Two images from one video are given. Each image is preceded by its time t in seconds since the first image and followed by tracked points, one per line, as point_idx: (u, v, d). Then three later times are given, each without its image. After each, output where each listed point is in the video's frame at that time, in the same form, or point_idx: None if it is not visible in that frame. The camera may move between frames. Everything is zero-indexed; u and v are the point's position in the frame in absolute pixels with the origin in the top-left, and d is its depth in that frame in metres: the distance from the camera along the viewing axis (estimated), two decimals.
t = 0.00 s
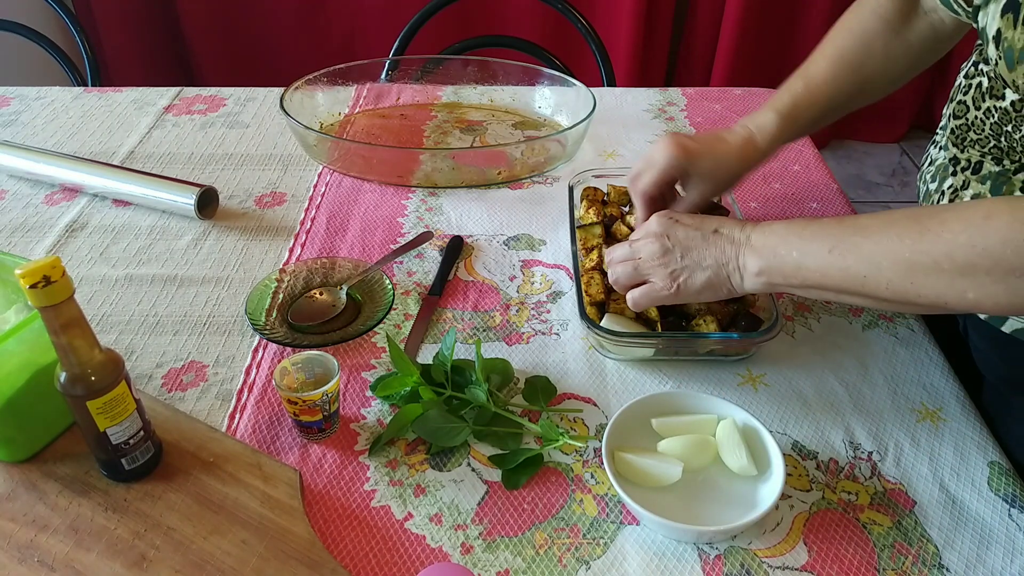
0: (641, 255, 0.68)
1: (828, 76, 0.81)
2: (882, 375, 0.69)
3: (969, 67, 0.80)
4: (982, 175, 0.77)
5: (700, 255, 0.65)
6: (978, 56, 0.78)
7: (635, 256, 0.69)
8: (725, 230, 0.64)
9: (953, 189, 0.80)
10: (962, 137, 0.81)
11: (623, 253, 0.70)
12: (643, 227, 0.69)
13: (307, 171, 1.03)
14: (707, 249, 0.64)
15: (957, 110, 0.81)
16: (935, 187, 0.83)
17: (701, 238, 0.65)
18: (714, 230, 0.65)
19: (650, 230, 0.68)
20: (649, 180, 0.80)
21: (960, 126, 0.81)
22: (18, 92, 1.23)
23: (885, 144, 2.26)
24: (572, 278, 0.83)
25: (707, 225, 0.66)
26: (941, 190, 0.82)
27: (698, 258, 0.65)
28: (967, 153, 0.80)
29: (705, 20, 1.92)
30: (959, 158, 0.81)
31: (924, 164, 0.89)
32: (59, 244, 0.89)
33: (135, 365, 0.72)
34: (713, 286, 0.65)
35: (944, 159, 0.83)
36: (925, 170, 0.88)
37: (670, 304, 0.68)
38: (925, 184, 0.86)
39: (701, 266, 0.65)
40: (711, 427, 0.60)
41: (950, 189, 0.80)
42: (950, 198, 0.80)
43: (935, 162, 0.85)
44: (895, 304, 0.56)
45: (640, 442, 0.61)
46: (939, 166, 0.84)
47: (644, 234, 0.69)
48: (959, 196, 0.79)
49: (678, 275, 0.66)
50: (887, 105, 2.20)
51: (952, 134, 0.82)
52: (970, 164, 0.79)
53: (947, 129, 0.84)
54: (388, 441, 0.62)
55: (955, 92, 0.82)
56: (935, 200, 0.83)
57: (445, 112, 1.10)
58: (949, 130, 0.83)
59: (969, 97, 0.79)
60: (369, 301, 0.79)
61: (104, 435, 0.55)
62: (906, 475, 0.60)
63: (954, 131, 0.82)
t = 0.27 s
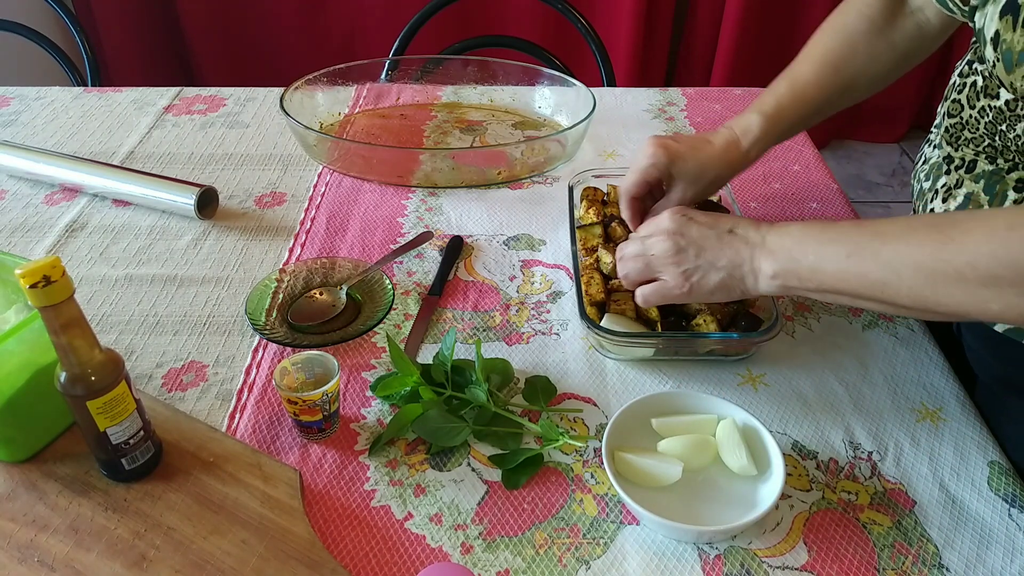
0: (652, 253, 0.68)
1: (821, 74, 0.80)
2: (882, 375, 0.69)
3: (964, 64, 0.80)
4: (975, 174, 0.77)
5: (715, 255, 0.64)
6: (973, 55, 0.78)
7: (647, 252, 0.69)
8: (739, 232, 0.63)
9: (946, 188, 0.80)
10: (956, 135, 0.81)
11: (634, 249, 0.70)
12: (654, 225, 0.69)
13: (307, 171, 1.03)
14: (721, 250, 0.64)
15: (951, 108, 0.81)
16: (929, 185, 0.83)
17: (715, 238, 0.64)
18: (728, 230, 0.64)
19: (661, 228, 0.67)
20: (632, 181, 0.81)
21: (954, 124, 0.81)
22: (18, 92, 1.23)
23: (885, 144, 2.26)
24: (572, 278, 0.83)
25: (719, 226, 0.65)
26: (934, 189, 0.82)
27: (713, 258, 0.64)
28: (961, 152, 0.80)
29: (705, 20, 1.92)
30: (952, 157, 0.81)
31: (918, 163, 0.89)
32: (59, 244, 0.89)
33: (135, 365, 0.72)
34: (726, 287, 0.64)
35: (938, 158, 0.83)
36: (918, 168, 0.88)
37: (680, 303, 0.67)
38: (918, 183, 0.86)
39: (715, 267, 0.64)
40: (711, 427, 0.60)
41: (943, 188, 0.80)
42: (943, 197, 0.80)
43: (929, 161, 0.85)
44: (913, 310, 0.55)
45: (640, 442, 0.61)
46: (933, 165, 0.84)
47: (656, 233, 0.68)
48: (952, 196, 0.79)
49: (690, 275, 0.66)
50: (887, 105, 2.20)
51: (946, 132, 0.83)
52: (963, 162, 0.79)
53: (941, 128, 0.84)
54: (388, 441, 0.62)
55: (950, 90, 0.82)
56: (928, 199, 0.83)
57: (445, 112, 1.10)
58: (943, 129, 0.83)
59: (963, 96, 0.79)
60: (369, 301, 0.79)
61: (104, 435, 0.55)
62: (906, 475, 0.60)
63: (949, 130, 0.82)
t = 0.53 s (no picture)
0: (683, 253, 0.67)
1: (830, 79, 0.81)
2: (882, 375, 0.69)
3: (958, 66, 0.81)
4: (971, 175, 0.77)
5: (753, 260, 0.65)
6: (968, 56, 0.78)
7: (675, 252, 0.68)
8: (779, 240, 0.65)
9: (942, 190, 0.80)
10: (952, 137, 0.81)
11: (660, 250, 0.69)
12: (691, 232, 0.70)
13: (307, 171, 1.03)
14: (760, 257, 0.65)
15: (947, 109, 0.81)
16: (925, 187, 0.83)
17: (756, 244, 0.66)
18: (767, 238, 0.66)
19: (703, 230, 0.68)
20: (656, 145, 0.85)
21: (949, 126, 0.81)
22: (18, 92, 1.23)
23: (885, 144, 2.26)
24: (572, 278, 0.83)
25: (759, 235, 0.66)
26: (931, 190, 0.82)
27: (749, 266, 0.65)
28: (956, 153, 0.80)
29: (705, 20, 1.92)
30: (949, 158, 0.81)
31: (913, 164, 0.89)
32: (59, 244, 0.89)
33: (135, 365, 0.72)
34: (759, 295, 0.65)
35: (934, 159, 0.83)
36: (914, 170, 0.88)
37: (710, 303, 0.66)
38: (914, 184, 0.87)
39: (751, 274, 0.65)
40: (711, 427, 0.60)
41: (940, 190, 0.80)
42: (939, 198, 0.80)
43: (924, 162, 0.85)
44: (955, 326, 0.56)
45: (640, 442, 0.61)
46: (929, 166, 0.84)
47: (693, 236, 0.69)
48: (948, 197, 0.78)
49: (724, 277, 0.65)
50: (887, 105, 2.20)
51: (942, 134, 0.83)
52: (959, 164, 0.79)
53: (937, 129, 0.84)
54: (388, 441, 0.62)
55: (945, 91, 0.83)
56: (925, 200, 0.83)
57: (445, 112, 1.10)
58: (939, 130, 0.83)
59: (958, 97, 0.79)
60: (369, 301, 0.79)
61: (104, 435, 0.55)
62: (906, 475, 0.60)
63: (944, 131, 0.82)
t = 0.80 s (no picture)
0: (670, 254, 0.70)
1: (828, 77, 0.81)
2: (882, 375, 0.69)
3: (959, 68, 0.81)
4: (975, 177, 0.77)
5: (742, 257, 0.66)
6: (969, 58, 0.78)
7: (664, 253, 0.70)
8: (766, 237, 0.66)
9: (947, 192, 0.80)
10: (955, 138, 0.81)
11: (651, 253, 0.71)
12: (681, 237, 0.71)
13: (307, 171, 1.03)
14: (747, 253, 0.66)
15: (949, 111, 0.81)
16: (929, 189, 0.83)
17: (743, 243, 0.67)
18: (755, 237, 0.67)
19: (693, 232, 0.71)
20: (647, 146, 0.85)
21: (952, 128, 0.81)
22: (18, 92, 1.23)
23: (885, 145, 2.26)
24: (572, 278, 0.83)
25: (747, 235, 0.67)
26: (935, 193, 0.82)
27: (736, 263, 0.65)
28: (960, 155, 0.79)
29: (706, 20, 1.92)
30: (952, 160, 0.81)
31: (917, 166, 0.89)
32: (59, 244, 0.89)
33: (135, 365, 0.72)
34: (747, 290, 0.65)
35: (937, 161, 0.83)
36: (918, 171, 0.88)
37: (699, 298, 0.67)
38: (917, 186, 0.87)
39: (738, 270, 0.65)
40: (711, 427, 0.60)
41: (943, 192, 0.80)
42: (944, 200, 0.80)
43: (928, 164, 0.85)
44: (932, 320, 0.56)
45: (640, 442, 0.61)
46: (932, 168, 0.84)
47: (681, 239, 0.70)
48: (953, 199, 0.79)
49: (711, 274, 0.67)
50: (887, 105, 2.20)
51: (944, 136, 0.83)
52: (963, 166, 0.79)
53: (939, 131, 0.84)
54: (388, 441, 0.62)
55: (948, 93, 0.83)
56: (928, 202, 0.83)
57: (445, 112, 1.10)
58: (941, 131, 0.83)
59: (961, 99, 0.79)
60: (369, 301, 0.79)
61: (104, 435, 0.55)
62: (906, 475, 0.60)
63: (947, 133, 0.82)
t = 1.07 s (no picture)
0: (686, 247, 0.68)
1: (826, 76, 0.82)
2: (882, 375, 0.69)
3: (964, 67, 0.81)
4: (985, 179, 0.76)
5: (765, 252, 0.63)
6: (974, 58, 0.78)
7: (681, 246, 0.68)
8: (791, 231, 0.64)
9: (954, 195, 0.79)
10: (962, 140, 0.81)
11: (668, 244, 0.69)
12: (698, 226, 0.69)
13: (307, 171, 1.03)
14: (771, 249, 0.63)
15: (956, 113, 0.81)
16: (935, 192, 0.83)
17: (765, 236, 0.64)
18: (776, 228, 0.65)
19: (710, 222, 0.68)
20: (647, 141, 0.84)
21: (959, 130, 0.81)
22: (18, 92, 1.23)
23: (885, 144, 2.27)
24: (572, 278, 0.83)
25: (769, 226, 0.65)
26: (942, 195, 0.81)
27: (758, 258, 0.63)
28: (968, 157, 0.79)
29: (706, 20, 1.92)
30: (959, 162, 0.80)
31: (921, 169, 0.88)
32: (59, 244, 0.89)
33: (135, 365, 0.72)
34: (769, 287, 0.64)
35: (943, 163, 0.83)
36: (922, 174, 0.87)
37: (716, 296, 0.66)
38: (922, 189, 0.86)
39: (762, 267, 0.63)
40: (711, 427, 0.60)
41: (951, 194, 0.79)
42: (951, 203, 0.79)
43: (932, 166, 0.85)
44: (966, 325, 0.55)
45: (640, 442, 0.61)
46: (937, 171, 0.83)
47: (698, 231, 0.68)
48: (962, 202, 0.78)
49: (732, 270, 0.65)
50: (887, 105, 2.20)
51: (951, 138, 0.82)
52: (971, 168, 0.78)
53: (944, 133, 0.84)
54: (388, 441, 0.62)
55: (953, 96, 0.83)
56: (934, 205, 0.82)
57: (445, 112, 1.10)
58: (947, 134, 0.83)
59: (968, 101, 0.79)
60: (369, 301, 0.79)
61: (104, 435, 0.55)
62: (906, 475, 0.60)
63: (953, 135, 0.82)
